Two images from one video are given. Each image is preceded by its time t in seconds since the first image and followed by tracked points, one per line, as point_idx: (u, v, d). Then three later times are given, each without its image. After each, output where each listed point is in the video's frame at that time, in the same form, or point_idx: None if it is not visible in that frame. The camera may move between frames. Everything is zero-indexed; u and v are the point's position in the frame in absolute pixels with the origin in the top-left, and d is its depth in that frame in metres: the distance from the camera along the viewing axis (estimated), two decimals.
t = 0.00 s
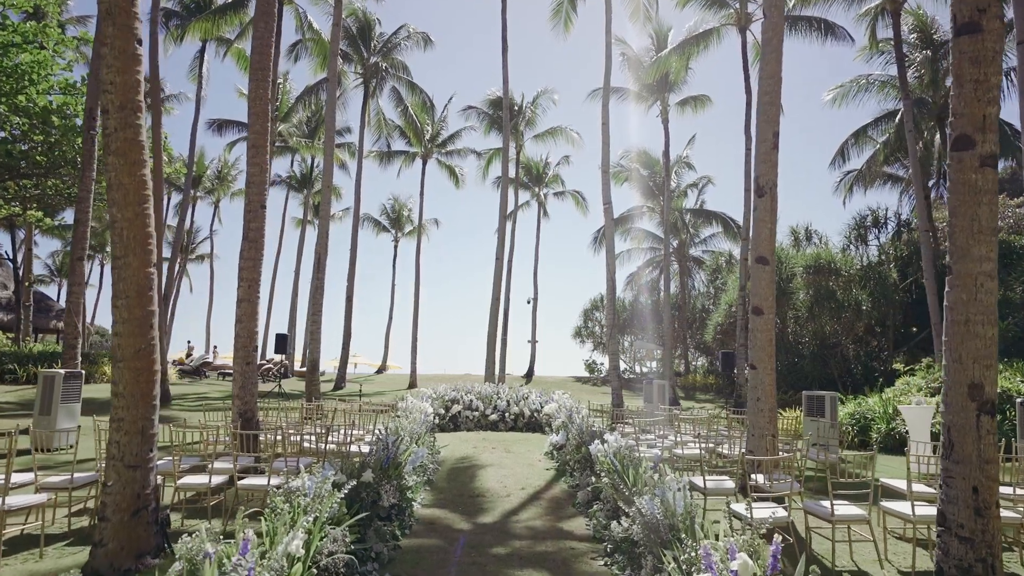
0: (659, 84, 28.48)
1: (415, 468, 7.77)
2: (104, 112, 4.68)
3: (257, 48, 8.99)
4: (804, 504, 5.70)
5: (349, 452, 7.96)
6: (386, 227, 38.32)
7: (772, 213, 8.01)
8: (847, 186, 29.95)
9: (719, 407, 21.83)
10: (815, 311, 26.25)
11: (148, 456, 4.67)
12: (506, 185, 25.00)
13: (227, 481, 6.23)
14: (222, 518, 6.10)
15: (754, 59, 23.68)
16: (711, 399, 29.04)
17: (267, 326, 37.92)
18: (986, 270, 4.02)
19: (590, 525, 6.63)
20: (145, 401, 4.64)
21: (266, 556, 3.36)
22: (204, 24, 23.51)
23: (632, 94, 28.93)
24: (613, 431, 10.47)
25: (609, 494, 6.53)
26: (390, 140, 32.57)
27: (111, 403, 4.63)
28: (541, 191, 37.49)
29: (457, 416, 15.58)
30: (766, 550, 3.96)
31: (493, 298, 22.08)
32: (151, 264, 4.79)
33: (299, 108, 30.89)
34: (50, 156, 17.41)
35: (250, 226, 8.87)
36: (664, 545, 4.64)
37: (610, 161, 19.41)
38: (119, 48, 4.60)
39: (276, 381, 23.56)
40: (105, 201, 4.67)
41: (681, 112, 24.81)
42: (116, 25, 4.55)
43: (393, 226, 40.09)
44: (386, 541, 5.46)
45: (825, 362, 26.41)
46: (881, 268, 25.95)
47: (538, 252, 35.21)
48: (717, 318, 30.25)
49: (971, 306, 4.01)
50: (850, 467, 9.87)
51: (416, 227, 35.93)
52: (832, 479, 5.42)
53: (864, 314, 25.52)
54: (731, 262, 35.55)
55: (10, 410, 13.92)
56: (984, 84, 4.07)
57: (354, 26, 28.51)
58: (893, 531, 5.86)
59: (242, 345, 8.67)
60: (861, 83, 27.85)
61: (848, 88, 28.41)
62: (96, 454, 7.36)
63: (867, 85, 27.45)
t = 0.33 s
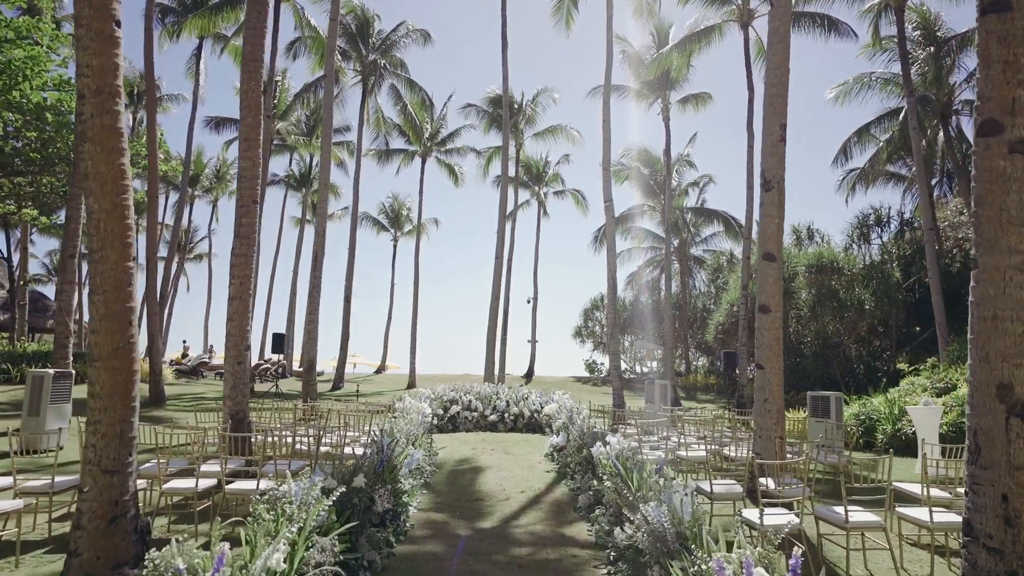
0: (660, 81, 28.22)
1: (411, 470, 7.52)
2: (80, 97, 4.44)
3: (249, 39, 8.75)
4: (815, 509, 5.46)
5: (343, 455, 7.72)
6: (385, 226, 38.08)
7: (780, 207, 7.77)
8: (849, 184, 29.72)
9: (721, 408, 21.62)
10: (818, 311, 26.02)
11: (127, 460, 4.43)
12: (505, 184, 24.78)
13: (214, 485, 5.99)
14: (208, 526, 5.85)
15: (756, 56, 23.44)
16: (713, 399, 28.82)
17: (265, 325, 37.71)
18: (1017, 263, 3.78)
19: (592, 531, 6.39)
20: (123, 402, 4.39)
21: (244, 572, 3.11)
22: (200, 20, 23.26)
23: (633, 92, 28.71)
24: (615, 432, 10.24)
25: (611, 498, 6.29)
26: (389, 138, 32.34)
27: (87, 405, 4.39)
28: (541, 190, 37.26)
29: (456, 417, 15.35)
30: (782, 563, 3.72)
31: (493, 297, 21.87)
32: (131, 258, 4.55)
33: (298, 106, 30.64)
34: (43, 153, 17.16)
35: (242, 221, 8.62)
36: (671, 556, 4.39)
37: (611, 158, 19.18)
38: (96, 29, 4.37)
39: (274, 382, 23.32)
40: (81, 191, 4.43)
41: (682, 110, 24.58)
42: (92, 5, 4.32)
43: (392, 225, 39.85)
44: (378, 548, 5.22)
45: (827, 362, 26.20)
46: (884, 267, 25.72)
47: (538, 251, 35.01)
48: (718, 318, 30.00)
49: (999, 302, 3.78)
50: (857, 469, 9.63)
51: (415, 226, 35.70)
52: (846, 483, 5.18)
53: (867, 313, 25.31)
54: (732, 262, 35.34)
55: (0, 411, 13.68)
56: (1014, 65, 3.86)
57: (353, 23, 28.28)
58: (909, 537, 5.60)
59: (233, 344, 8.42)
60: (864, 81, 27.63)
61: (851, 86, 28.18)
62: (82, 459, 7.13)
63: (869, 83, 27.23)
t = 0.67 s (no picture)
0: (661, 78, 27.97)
1: (407, 474, 7.27)
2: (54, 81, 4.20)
3: (241, 29, 8.51)
4: (828, 516, 5.23)
5: (337, 457, 7.51)
6: (384, 225, 37.84)
7: (787, 202, 7.53)
8: (851, 183, 29.49)
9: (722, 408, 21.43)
10: (820, 310, 25.79)
11: (104, 466, 4.18)
12: (505, 183, 24.55)
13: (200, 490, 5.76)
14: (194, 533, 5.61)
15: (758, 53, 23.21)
16: (713, 399, 28.55)
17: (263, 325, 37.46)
18: None
19: (595, 538, 6.15)
20: (100, 404, 4.15)
21: None
22: (196, 17, 23.00)
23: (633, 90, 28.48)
24: (617, 433, 10.00)
25: (614, 504, 6.05)
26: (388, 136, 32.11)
27: (62, 407, 4.15)
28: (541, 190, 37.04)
29: (455, 418, 15.10)
30: None
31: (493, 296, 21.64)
32: (108, 251, 4.30)
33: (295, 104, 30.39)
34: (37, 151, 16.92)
35: (234, 217, 8.38)
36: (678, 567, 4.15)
37: (612, 156, 18.96)
38: (70, 9, 4.13)
39: (270, 383, 23.09)
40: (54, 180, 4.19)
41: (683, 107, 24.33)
42: None
43: (391, 224, 39.62)
44: (371, 557, 4.97)
45: (829, 362, 26.00)
46: (887, 266, 25.49)
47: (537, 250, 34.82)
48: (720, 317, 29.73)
49: None
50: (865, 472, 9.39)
51: (414, 225, 35.45)
52: (861, 487, 4.96)
53: (870, 313, 25.04)
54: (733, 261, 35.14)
55: None
56: None
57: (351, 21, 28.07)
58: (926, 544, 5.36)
59: (224, 343, 8.17)
60: (866, 79, 27.41)
61: (853, 84, 27.98)
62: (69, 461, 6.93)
63: (872, 80, 27.01)
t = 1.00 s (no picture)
0: (663, 76, 27.71)
1: (403, 479, 7.02)
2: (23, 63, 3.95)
3: (233, 19, 8.26)
4: (844, 524, 5.00)
5: (330, 461, 7.27)
6: (383, 224, 37.58)
7: (797, 197, 7.28)
8: (854, 181, 29.24)
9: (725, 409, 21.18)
10: (823, 309, 25.54)
11: (77, 473, 3.93)
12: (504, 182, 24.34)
13: (186, 496, 5.51)
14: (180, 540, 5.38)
15: (761, 50, 22.93)
16: (715, 399, 28.35)
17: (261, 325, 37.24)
18: None
19: (598, 545, 5.91)
20: (72, 407, 3.90)
21: None
22: (193, 13, 22.74)
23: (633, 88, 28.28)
24: (620, 435, 9.74)
25: (618, 511, 5.80)
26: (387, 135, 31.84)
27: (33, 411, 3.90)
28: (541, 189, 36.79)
29: (454, 419, 14.84)
30: None
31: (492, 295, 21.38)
32: (83, 244, 4.06)
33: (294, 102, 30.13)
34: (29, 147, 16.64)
35: (225, 212, 8.13)
36: None
37: (613, 153, 18.69)
38: None
39: (268, 383, 22.82)
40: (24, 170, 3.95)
41: (684, 105, 24.09)
42: None
43: (391, 224, 39.35)
44: (363, 568, 4.73)
45: (832, 362, 25.76)
46: (891, 265, 25.27)
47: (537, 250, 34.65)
48: (722, 317, 29.44)
49: None
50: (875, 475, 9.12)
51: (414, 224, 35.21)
52: (878, 493, 4.73)
53: (873, 312, 24.79)
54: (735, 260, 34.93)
55: None
56: None
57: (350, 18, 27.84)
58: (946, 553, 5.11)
59: (215, 343, 7.92)
60: (869, 76, 27.17)
61: (855, 81, 27.75)
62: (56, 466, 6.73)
63: (875, 78, 26.77)
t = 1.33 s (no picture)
0: (664, 73, 27.47)
1: (398, 483, 6.78)
2: None
3: (223, 7, 8.02)
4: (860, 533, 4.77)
5: (324, 465, 7.04)
6: (382, 224, 37.36)
7: (806, 191, 7.03)
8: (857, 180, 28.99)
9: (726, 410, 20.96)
10: (826, 309, 25.29)
11: (47, 480, 3.71)
12: (504, 180, 24.12)
13: (170, 502, 5.27)
14: (163, 548, 5.15)
15: (764, 46, 22.71)
16: (716, 399, 28.12)
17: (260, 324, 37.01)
18: None
19: (601, 553, 5.68)
20: (42, 409, 3.69)
21: None
22: (189, 9, 22.48)
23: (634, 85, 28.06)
24: (622, 437, 9.51)
25: (622, 517, 5.57)
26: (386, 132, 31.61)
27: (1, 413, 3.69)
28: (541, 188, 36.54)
29: (452, 419, 14.60)
30: None
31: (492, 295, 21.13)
32: (53, 236, 3.89)
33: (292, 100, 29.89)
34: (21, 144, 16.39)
35: (215, 208, 7.90)
36: None
37: (613, 151, 18.45)
38: None
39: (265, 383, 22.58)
40: None
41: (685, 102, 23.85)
42: None
43: (390, 223, 39.12)
44: None
45: (835, 362, 25.51)
46: (894, 264, 25.03)
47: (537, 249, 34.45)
48: (723, 317, 29.18)
49: None
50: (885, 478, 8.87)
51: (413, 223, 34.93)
52: (896, 501, 4.51)
53: (876, 312, 24.57)
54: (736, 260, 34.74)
55: None
56: None
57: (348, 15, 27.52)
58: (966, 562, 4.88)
59: (204, 343, 7.69)
60: (872, 73, 26.92)
61: (858, 79, 27.50)
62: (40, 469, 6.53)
63: (878, 75, 26.52)
